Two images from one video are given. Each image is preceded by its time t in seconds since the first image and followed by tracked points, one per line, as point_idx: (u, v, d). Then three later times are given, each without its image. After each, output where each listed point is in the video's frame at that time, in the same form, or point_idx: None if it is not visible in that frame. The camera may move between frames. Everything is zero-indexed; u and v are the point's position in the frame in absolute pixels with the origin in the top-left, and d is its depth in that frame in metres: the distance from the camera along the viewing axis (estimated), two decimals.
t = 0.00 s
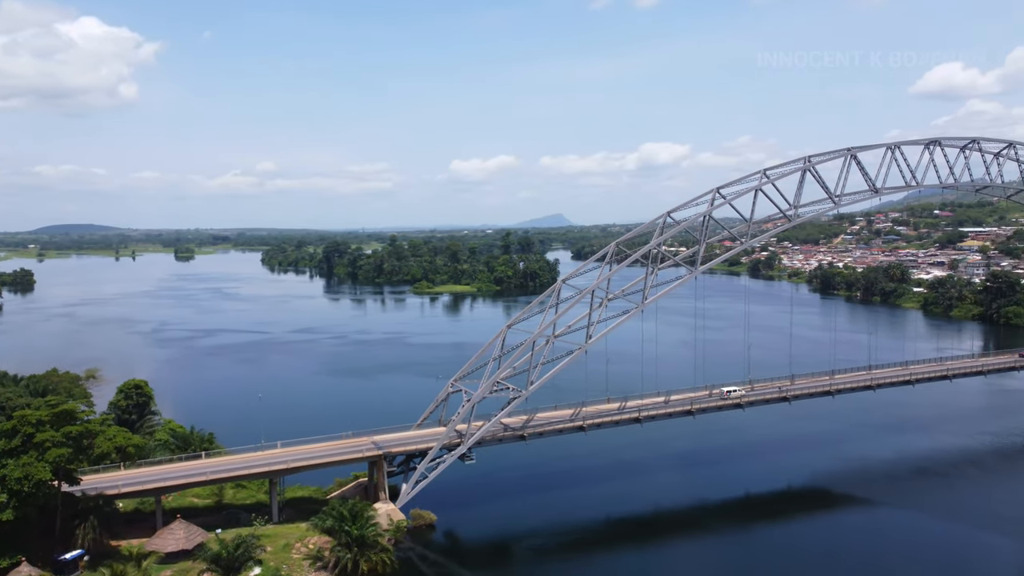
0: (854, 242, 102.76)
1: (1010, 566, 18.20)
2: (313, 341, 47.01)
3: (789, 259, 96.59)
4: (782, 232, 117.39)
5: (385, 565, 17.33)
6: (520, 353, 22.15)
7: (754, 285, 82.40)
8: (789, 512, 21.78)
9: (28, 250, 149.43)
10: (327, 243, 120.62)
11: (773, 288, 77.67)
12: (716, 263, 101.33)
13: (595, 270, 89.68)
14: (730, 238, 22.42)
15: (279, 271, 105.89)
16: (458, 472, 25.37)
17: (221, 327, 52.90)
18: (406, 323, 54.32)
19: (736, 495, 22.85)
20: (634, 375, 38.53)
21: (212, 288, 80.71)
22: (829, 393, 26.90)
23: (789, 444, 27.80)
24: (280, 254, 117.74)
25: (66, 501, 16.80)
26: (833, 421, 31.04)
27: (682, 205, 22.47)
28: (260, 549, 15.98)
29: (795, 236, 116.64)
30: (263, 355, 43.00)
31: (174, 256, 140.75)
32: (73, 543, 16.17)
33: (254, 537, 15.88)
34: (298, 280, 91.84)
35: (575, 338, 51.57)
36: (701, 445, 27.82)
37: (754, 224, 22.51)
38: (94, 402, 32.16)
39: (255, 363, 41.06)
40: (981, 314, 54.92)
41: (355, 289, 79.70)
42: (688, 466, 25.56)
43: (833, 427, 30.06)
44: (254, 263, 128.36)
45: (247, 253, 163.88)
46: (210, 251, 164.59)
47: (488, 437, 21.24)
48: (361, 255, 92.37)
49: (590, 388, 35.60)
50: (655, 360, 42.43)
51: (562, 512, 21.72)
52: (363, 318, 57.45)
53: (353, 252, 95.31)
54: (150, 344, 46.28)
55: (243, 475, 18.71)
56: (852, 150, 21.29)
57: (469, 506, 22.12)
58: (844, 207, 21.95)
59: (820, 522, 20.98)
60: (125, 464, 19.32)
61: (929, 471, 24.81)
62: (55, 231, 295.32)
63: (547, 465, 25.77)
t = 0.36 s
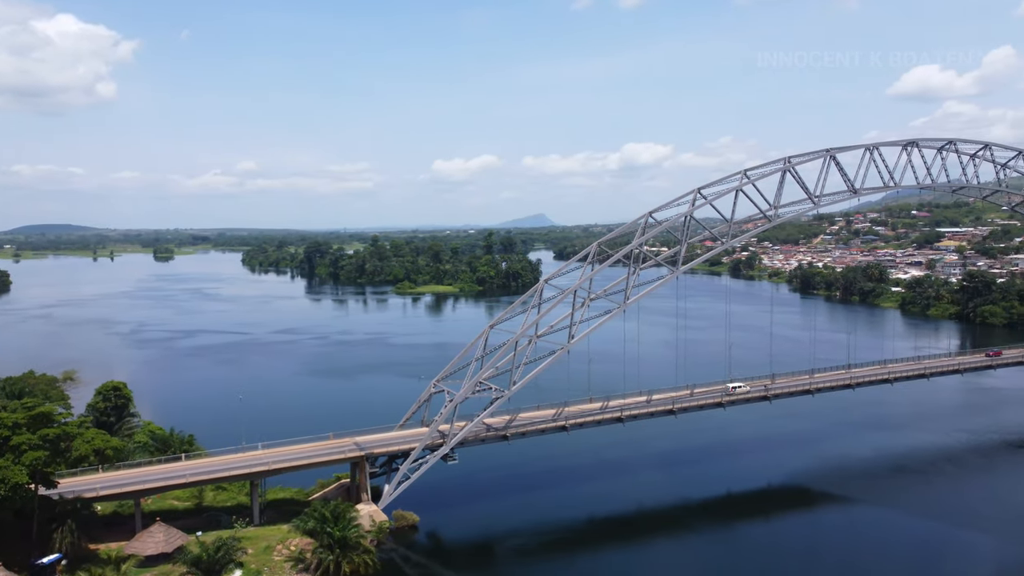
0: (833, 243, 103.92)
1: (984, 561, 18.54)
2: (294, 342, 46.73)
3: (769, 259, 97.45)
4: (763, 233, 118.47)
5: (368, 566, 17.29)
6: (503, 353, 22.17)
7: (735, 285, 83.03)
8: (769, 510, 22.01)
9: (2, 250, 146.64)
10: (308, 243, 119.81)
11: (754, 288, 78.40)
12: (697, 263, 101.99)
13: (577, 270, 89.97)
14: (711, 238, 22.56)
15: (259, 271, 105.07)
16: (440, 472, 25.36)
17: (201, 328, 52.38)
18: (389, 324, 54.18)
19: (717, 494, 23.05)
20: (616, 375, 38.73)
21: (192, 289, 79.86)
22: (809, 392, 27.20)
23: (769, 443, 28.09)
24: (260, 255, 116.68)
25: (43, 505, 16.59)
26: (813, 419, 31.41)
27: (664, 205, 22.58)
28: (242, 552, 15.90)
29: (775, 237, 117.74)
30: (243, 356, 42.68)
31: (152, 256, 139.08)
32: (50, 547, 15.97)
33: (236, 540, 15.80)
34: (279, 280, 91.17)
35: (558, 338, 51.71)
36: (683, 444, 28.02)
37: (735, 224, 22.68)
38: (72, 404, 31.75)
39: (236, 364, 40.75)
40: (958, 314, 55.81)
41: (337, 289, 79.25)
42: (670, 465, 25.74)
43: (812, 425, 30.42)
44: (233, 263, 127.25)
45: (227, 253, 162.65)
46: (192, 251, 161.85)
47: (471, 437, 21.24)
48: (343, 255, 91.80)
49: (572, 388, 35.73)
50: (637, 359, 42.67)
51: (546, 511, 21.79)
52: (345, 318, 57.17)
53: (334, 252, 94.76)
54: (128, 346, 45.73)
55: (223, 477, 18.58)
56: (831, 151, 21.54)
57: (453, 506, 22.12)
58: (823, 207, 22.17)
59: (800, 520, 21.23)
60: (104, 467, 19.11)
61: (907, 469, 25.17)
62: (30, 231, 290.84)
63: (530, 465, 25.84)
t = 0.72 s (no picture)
0: (813, 243, 105.03)
1: (960, 558, 18.86)
2: (275, 343, 46.41)
3: (750, 259, 98.29)
4: (744, 233, 119.50)
5: (350, 568, 17.22)
6: (486, 354, 22.17)
7: (716, 284, 83.63)
8: (750, 508, 22.23)
9: None
10: (289, 243, 118.96)
11: (735, 288, 79.01)
12: (679, 264, 102.62)
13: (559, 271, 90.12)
14: (693, 238, 22.69)
15: (240, 271, 104.27)
16: (423, 472, 25.35)
17: (180, 329, 51.93)
18: (371, 324, 53.99)
19: (698, 493, 23.23)
20: (598, 375, 38.92)
21: (171, 290, 79.04)
22: (789, 391, 27.47)
23: (750, 442, 28.36)
24: (240, 255, 115.72)
25: (20, 508, 16.39)
26: (793, 418, 31.74)
27: (646, 205, 22.69)
28: (223, 554, 15.78)
29: (756, 237, 118.81)
30: (224, 357, 42.30)
31: (131, 256, 137.50)
32: (26, 551, 15.77)
33: (217, 542, 15.69)
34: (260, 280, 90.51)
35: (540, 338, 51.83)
36: (665, 444, 28.21)
37: (717, 225, 22.84)
38: (48, 407, 31.34)
39: (216, 365, 40.44)
40: (935, 313, 56.65)
41: (318, 290, 78.81)
42: (652, 464, 25.90)
43: (792, 424, 30.75)
44: (213, 263, 126.06)
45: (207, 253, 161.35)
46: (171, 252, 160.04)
47: (454, 437, 21.25)
48: (324, 255, 91.23)
49: (555, 388, 35.84)
50: (620, 359, 42.90)
51: (529, 511, 21.84)
52: (326, 319, 56.91)
53: (315, 252, 94.19)
54: (106, 347, 45.20)
55: (204, 479, 18.45)
56: (810, 152, 21.81)
57: (435, 507, 22.12)
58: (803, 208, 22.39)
59: (780, 518, 21.47)
60: (82, 470, 18.92)
61: (884, 467, 25.53)
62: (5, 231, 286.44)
63: (512, 465, 25.89)
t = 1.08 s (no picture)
0: (793, 243, 106.06)
1: (936, 554, 19.16)
2: (256, 344, 46.06)
3: (731, 259, 99.06)
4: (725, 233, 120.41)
5: (333, 569, 17.16)
6: (468, 354, 22.17)
7: (698, 284, 84.21)
8: (730, 507, 22.43)
9: None
10: (270, 243, 118.08)
11: (716, 288, 79.58)
12: (660, 263, 103.16)
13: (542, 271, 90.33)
14: (674, 239, 22.82)
15: (220, 271, 103.39)
16: (406, 473, 25.32)
17: (160, 330, 51.40)
18: (353, 325, 53.80)
19: (679, 492, 23.41)
20: (581, 374, 39.08)
21: (150, 291, 78.21)
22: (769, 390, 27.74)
23: (731, 440, 28.62)
24: (220, 256, 114.69)
25: None
26: (773, 417, 32.04)
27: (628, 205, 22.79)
28: (203, 557, 15.66)
29: (737, 237, 119.74)
30: (204, 359, 41.96)
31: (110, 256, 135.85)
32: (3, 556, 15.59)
33: (197, 545, 15.57)
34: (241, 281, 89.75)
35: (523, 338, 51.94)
36: (647, 443, 28.39)
37: (698, 225, 23.00)
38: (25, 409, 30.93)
39: (196, 367, 40.07)
40: (913, 312, 57.42)
41: (300, 290, 78.34)
42: (634, 463, 26.05)
43: (773, 423, 31.05)
44: (192, 263, 124.91)
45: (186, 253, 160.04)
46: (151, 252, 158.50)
47: (437, 438, 21.23)
48: (306, 255, 90.66)
49: (538, 388, 35.93)
50: (602, 359, 43.09)
51: (512, 512, 21.89)
52: (308, 319, 56.59)
53: (297, 252, 93.58)
54: (85, 348, 44.65)
55: (184, 482, 18.31)
56: (790, 153, 22.07)
57: (418, 508, 22.10)
58: (783, 208, 22.61)
59: (760, 516, 21.69)
60: (60, 472, 18.72)
61: (863, 465, 25.87)
62: None
63: (495, 465, 25.94)
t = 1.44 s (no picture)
0: (773, 243, 107.04)
1: (913, 551, 19.45)
2: (237, 345, 45.67)
3: (712, 259, 99.80)
4: (706, 234, 121.26)
5: (315, 571, 17.10)
6: (451, 354, 22.12)
7: (679, 284, 84.72)
8: (711, 506, 22.63)
9: None
10: (251, 244, 117.07)
11: (698, 288, 80.11)
12: (642, 264, 103.68)
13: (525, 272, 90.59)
14: (656, 239, 22.93)
15: (201, 272, 102.23)
16: (388, 474, 25.29)
17: (138, 331, 50.78)
18: (335, 326, 53.52)
19: (662, 491, 23.59)
20: (563, 374, 39.18)
21: (129, 292, 77.24)
22: (750, 389, 27.97)
23: (713, 440, 28.84)
24: (200, 256, 113.61)
25: None
26: (754, 415, 32.35)
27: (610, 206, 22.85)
28: (183, 560, 15.54)
29: (718, 237, 120.62)
30: (184, 360, 41.55)
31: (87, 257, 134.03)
32: None
33: (177, 548, 15.44)
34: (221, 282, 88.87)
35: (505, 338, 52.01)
36: (629, 443, 28.55)
37: (679, 225, 23.14)
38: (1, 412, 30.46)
39: (175, 368, 39.65)
40: (891, 312, 58.17)
41: (281, 291, 77.73)
42: (616, 463, 26.19)
43: (753, 422, 31.35)
44: (172, 264, 123.71)
45: (166, 253, 158.75)
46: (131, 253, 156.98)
47: (420, 439, 21.20)
48: (287, 256, 90.04)
49: (520, 388, 35.98)
50: (584, 359, 43.22)
51: (494, 512, 21.93)
52: (289, 320, 56.20)
53: (278, 253, 92.89)
54: (61, 350, 44.00)
55: (163, 484, 18.13)
56: (770, 153, 22.29)
57: (401, 508, 22.09)
58: (764, 209, 22.82)
59: (741, 515, 21.91)
60: (36, 475, 18.45)
61: (842, 463, 26.19)
62: None
63: (479, 465, 25.98)
